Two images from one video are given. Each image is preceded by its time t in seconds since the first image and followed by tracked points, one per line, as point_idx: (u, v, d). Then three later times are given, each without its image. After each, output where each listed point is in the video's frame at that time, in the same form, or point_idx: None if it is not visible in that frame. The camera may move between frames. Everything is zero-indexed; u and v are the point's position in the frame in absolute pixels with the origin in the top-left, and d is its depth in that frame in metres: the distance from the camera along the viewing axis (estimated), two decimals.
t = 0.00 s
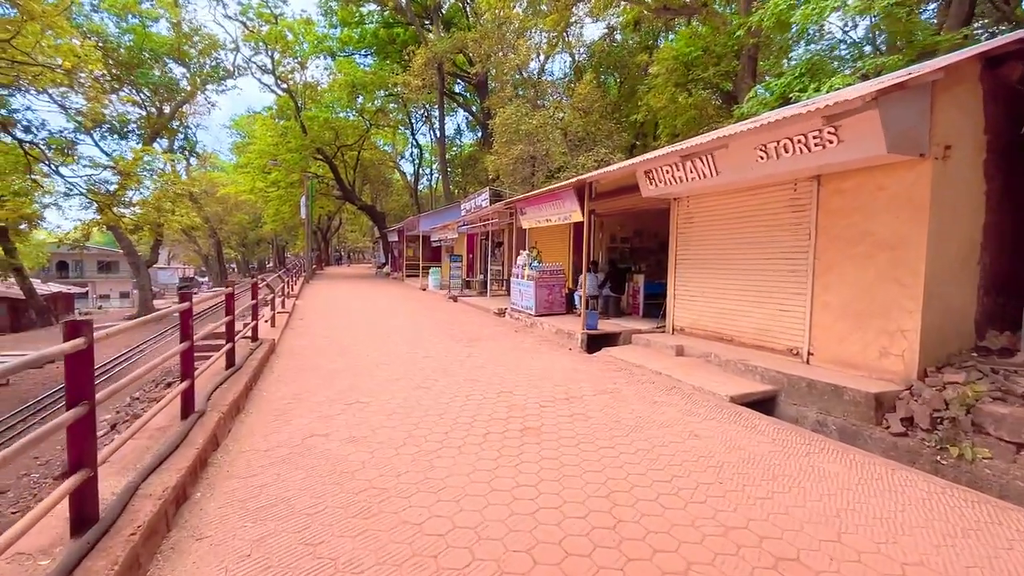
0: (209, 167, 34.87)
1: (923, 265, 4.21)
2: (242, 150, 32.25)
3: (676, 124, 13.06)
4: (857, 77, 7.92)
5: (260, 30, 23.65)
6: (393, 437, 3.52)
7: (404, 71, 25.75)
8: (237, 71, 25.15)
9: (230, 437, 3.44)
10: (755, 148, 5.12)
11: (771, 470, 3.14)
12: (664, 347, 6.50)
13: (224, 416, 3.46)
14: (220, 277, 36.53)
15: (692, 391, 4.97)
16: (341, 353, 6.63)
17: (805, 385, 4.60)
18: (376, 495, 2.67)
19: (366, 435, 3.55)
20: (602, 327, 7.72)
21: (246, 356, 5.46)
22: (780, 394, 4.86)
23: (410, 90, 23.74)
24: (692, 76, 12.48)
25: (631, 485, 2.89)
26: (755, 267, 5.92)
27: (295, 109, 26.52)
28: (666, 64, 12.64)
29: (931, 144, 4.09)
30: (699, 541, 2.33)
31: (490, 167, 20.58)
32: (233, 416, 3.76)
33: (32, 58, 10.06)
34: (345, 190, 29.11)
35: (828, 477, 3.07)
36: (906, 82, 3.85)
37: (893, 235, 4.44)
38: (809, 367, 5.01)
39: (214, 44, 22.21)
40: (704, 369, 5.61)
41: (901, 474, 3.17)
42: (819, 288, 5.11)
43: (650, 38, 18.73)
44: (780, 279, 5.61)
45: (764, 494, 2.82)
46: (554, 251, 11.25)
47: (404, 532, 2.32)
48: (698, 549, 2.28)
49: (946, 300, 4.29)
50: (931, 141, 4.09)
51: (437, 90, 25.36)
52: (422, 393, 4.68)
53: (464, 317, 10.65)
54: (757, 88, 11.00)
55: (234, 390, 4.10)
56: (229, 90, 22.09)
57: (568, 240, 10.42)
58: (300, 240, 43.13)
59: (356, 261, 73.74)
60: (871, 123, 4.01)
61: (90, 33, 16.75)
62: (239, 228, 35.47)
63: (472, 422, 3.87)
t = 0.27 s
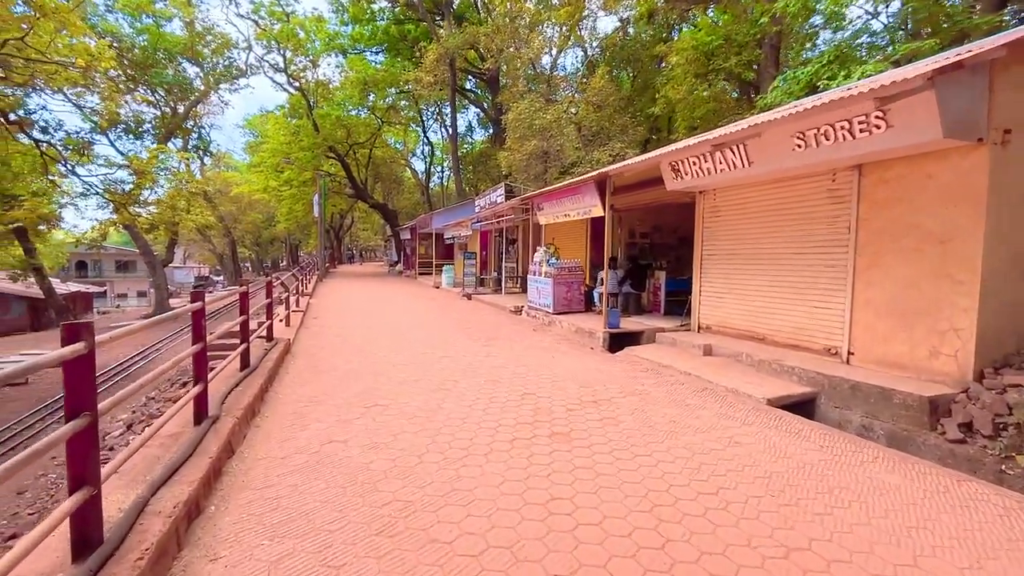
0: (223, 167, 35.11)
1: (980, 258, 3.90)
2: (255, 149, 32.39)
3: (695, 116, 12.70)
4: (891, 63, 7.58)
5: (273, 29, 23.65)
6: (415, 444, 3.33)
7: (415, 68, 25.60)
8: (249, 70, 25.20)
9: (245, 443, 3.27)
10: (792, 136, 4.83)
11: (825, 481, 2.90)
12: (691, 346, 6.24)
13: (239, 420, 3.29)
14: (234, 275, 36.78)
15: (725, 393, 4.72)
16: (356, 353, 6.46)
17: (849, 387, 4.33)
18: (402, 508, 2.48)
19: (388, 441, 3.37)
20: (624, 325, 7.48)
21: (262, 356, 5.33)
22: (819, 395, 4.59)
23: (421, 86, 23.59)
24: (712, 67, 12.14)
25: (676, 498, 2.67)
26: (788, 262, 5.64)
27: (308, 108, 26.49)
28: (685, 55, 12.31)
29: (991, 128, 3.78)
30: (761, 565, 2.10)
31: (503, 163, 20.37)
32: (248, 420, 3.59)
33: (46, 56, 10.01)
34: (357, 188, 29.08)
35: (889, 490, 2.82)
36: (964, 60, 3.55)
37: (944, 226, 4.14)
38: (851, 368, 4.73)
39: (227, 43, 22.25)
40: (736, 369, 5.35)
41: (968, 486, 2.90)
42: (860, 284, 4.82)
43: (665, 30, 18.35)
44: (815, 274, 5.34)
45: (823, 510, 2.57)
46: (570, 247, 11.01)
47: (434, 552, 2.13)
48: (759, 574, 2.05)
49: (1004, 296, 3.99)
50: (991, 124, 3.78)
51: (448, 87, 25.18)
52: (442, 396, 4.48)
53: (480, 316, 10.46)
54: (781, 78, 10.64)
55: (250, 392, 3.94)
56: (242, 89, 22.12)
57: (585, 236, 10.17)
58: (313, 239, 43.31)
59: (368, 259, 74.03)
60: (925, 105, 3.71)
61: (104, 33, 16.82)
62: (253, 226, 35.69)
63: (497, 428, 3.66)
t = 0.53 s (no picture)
0: (239, 166, 35.37)
1: None
2: (270, 148, 32.55)
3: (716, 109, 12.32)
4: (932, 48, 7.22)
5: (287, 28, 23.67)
6: (442, 457, 3.15)
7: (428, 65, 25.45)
8: (264, 70, 25.27)
9: (264, 457, 3.12)
10: (836, 127, 4.54)
11: (890, 504, 2.65)
12: (721, 348, 5.97)
13: (258, 430, 3.15)
14: (250, 274, 37.08)
15: (763, 400, 4.46)
16: (374, 356, 6.30)
17: (901, 395, 4.05)
18: (432, 534, 2.29)
19: (412, 454, 3.19)
20: (649, 326, 7.22)
21: (279, 359, 5.19)
22: (866, 403, 4.31)
23: (435, 83, 23.42)
24: (736, 58, 11.79)
25: (729, 523, 2.44)
26: (828, 261, 5.34)
27: (322, 106, 26.47)
28: (707, 46, 11.97)
29: None
30: None
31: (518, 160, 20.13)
32: (266, 430, 3.45)
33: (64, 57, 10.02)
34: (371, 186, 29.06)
35: (963, 514, 2.57)
36: None
37: (1007, 221, 3.83)
38: (899, 374, 4.44)
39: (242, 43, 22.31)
40: (772, 374, 5.07)
41: None
42: (908, 284, 4.52)
43: (683, 22, 17.93)
44: (857, 274, 5.04)
45: (895, 539, 2.33)
46: (589, 245, 10.76)
47: None
48: None
49: None
50: None
51: (461, 83, 24.98)
52: (465, 403, 4.29)
53: (497, 316, 10.25)
54: (809, 67, 10.28)
55: (268, 400, 3.80)
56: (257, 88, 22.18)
57: (606, 233, 9.91)
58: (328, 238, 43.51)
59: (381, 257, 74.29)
60: (991, 89, 3.40)
61: (122, 35, 16.92)
62: (269, 226, 35.92)
63: (526, 439, 3.46)
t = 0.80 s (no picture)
0: (258, 164, 35.73)
1: None
2: (288, 146, 32.79)
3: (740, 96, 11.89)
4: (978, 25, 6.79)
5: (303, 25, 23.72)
6: (465, 461, 2.98)
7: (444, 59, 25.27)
8: (282, 67, 25.39)
9: (279, 460, 2.98)
10: (884, 108, 4.22)
11: (961, 519, 2.39)
12: (753, 345, 5.68)
13: (273, 432, 3.01)
14: (270, 271, 37.52)
15: (803, 400, 4.20)
16: (392, 352, 6.15)
17: (956, 396, 3.75)
18: (458, 548, 2.12)
19: (433, 458, 3.02)
20: (675, 321, 6.95)
21: (296, 357, 5.08)
22: (916, 404, 4.02)
23: (451, 77, 23.24)
24: (762, 42, 11.37)
25: (783, 539, 2.22)
26: (870, 253, 5.03)
27: (338, 103, 26.50)
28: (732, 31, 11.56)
29: None
30: None
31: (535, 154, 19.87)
32: (282, 431, 3.31)
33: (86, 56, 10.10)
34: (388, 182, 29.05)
35: None
36: None
37: None
38: (951, 373, 4.13)
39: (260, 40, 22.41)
40: (810, 372, 4.79)
41: None
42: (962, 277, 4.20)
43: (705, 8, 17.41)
44: (902, 266, 4.73)
45: (974, 561, 2.08)
46: (610, 239, 10.50)
47: None
48: None
49: None
50: None
51: (477, 77, 24.75)
52: (487, 402, 4.11)
53: (516, 311, 10.06)
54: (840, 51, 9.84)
55: (285, 399, 3.67)
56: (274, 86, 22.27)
57: (627, 226, 9.64)
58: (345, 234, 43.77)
59: (398, 253, 74.63)
60: None
61: (142, 35, 17.10)
62: (288, 223, 36.25)
63: (553, 442, 3.27)
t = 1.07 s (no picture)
0: (281, 157, 36.06)
1: None
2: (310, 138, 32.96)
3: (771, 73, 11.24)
4: None
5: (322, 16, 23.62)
6: (490, 465, 2.75)
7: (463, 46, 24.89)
8: (302, 59, 25.40)
9: (293, 462, 2.79)
10: (952, 74, 3.80)
11: None
12: (795, 336, 5.31)
13: (287, 432, 2.82)
14: (294, 263, 38.01)
15: (858, 397, 3.84)
16: (413, 345, 5.96)
17: None
18: (483, 568, 1.89)
19: (457, 460, 2.80)
20: (708, 311, 6.60)
21: (315, 350, 4.92)
22: (988, 402, 3.63)
23: (470, 64, 22.86)
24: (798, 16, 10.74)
25: (860, 566, 1.92)
26: (929, 236, 4.61)
27: (358, 94, 26.44)
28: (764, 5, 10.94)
29: None
30: None
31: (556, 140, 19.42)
32: (297, 430, 3.12)
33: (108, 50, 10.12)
34: (408, 172, 28.93)
35: None
36: None
37: None
38: None
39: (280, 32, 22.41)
40: (862, 366, 4.41)
41: None
42: None
43: None
44: (967, 248, 4.31)
45: None
46: (637, 225, 10.11)
47: None
48: None
49: None
50: None
51: (497, 63, 24.32)
52: (512, 398, 3.87)
53: (540, 302, 9.78)
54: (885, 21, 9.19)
55: (301, 395, 3.49)
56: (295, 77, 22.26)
57: (655, 212, 9.29)
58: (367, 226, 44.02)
59: (420, 244, 74.92)
60: None
61: (165, 29, 17.21)
62: (311, 215, 36.57)
63: (586, 443, 3.02)
